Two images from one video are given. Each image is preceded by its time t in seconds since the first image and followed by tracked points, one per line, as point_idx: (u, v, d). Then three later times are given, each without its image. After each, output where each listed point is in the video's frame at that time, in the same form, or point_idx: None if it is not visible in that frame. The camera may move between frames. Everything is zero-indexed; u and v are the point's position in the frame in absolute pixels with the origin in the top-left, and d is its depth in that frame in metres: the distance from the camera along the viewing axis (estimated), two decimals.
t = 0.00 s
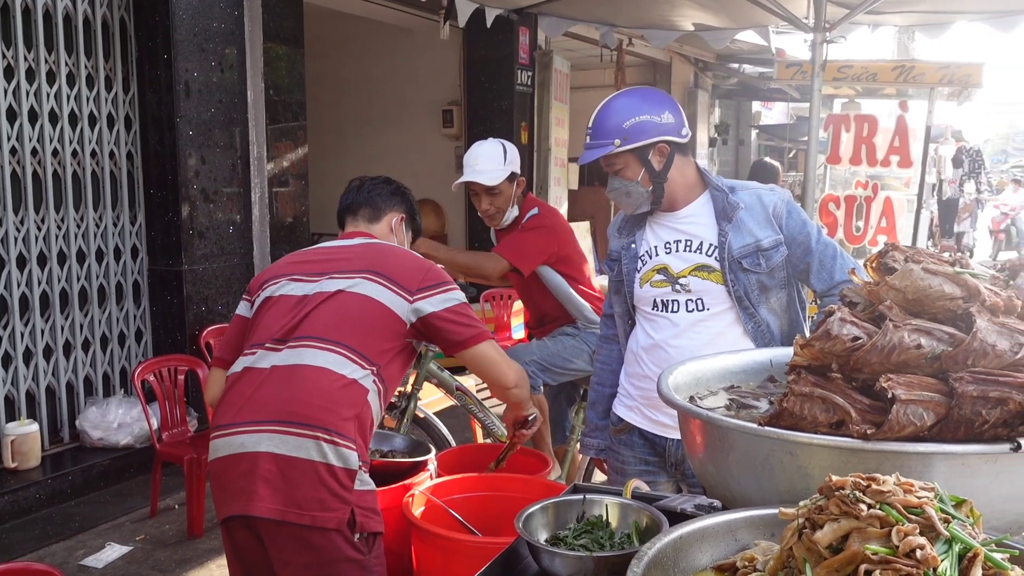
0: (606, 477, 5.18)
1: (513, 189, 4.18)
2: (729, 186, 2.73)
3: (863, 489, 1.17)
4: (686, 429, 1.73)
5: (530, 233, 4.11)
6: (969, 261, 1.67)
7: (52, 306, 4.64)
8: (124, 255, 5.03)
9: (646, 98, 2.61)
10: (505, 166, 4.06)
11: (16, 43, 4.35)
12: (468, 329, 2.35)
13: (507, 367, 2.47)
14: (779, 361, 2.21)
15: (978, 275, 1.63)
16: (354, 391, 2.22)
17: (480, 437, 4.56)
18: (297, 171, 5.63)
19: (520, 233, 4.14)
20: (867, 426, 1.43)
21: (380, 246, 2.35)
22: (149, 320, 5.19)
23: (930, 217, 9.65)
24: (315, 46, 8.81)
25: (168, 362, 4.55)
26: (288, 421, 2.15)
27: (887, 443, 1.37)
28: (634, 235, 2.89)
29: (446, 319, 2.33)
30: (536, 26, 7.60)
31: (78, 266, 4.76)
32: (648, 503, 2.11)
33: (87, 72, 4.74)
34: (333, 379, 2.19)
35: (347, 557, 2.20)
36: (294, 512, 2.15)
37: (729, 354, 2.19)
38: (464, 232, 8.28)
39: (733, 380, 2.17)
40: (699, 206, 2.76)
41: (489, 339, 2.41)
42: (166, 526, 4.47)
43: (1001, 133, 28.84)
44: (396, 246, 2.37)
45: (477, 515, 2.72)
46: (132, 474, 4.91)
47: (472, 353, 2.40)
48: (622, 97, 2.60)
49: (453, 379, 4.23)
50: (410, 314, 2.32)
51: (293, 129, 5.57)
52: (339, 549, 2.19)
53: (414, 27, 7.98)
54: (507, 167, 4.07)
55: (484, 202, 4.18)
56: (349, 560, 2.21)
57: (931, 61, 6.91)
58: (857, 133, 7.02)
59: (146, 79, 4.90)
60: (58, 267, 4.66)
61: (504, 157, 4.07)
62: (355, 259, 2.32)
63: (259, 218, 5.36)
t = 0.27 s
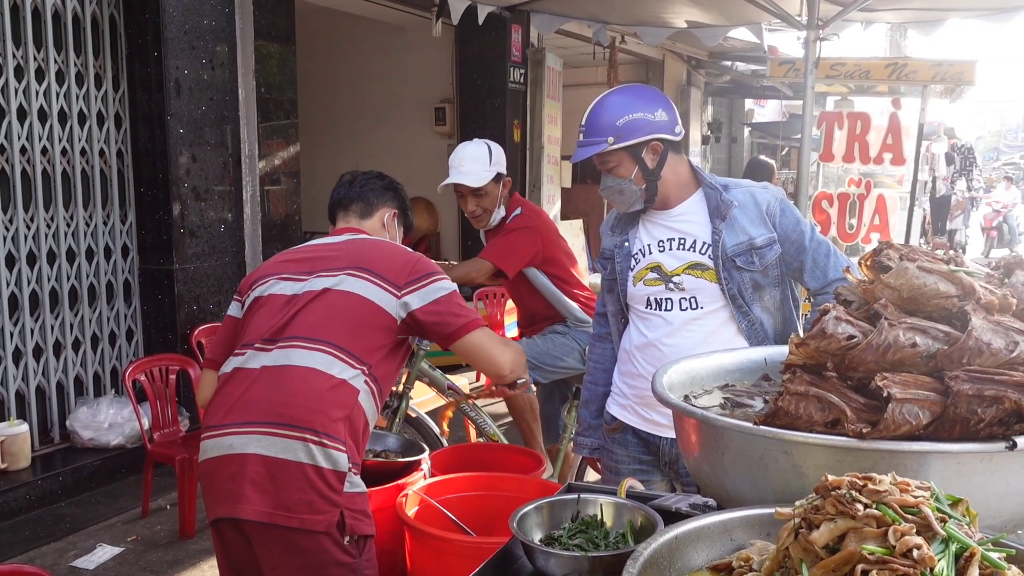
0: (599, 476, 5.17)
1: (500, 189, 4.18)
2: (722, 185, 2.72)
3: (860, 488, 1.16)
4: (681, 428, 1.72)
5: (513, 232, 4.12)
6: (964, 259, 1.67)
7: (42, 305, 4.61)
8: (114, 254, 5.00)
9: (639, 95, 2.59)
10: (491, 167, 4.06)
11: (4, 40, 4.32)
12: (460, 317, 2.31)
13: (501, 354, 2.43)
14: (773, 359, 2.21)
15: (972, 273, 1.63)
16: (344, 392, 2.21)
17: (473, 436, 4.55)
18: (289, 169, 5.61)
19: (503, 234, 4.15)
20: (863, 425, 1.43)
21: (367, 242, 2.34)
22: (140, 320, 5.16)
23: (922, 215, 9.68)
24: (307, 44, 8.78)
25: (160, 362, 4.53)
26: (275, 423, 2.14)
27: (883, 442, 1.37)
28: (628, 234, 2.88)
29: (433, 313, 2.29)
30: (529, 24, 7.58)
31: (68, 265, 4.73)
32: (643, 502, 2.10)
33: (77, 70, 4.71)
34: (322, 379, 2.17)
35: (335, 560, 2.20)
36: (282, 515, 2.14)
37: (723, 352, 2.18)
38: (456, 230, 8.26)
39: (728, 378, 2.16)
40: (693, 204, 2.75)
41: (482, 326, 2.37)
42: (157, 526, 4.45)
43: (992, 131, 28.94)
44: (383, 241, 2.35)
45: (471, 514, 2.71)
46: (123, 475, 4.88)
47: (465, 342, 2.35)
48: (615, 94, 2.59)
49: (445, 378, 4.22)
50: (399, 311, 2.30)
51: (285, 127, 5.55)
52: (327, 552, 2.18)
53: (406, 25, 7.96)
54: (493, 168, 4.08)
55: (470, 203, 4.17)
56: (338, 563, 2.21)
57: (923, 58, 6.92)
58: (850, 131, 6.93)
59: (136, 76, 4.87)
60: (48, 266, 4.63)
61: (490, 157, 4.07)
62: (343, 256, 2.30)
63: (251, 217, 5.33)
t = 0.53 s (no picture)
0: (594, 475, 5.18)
1: (490, 190, 4.20)
2: (717, 183, 2.73)
3: (856, 485, 1.16)
4: (678, 425, 1.72)
5: (503, 229, 4.11)
6: (958, 257, 1.67)
7: (36, 305, 4.60)
8: (108, 254, 4.99)
9: (636, 94, 2.60)
10: (479, 166, 4.07)
11: None
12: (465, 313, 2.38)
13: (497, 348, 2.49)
14: (769, 357, 2.21)
15: (967, 271, 1.63)
16: (343, 389, 2.20)
17: (468, 435, 4.55)
18: (284, 168, 5.60)
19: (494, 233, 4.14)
20: (859, 423, 1.43)
21: (362, 237, 2.34)
22: (134, 319, 5.15)
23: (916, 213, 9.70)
24: (301, 43, 8.77)
25: (155, 361, 4.52)
26: (271, 421, 2.14)
27: (878, 439, 1.37)
28: (622, 232, 2.88)
29: (440, 306, 2.33)
30: (524, 22, 7.59)
31: (62, 265, 4.71)
32: (639, 500, 2.10)
33: (71, 69, 4.69)
34: (320, 377, 2.17)
35: (331, 560, 2.20)
36: (277, 515, 2.13)
37: (719, 350, 2.18)
38: (451, 229, 8.25)
39: (724, 377, 2.16)
40: (688, 201, 2.75)
41: (483, 321, 2.44)
42: (153, 526, 4.45)
43: (987, 128, 29.01)
44: (379, 236, 2.36)
45: (468, 513, 2.71)
46: (118, 475, 4.86)
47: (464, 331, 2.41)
48: (611, 92, 2.60)
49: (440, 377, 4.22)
50: (399, 305, 2.31)
51: (280, 126, 5.54)
52: (322, 552, 2.18)
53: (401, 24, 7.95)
54: (481, 168, 4.10)
55: (459, 203, 4.18)
56: (333, 563, 2.21)
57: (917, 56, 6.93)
58: (845, 130, 7.05)
59: (131, 75, 4.86)
60: (43, 265, 4.62)
61: (479, 157, 4.08)
62: (338, 252, 2.30)
63: (246, 216, 5.32)
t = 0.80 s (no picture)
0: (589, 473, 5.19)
1: (479, 189, 4.21)
2: (712, 180, 2.74)
3: (851, 479, 1.17)
4: (673, 422, 1.73)
5: (495, 229, 4.12)
6: (953, 253, 1.68)
7: (31, 305, 4.59)
8: (104, 253, 4.98)
9: (631, 91, 2.61)
10: (469, 165, 4.08)
11: None
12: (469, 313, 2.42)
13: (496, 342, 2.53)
14: (764, 354, 2.21)
15: (962, 266, 1.64)
16: (349, 385, 2.22)
17: (464, 433, 4.55)
18: (279, 167, 5.60)
19: (486, 233, 4.15)
20: (854, 417, 1.44)
21: (364, 241, 2.34)
22: (130, 319, 5.14)
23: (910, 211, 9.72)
24: (296, 42, 8.76)
25: (151, 361, 4.51)
26: (284, 416, 2.14)
27: (873, 434, 1.38)
28: (617, 230, 2.89)
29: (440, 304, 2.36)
30: (518, 21, 7.58)
31: (57, 264, 4.71)
32: (636, 496, 2.11)
33: (65, 68, 4.68)
34: (327, 374, 2.19)
35: (343, 554, 2.20)
36: (293, 508, 2.14)
37: (714, 347, 2.19)
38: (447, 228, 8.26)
39: (719, 373, 2.17)
40: (683, 199, 2.77)
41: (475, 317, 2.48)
42: (149, 526, 4.44)
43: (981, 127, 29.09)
44: (380, 241, 2.37)
45: (465, 510, 2.71)
46: (114, 475, 4.84)
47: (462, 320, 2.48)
48: (606, 89, 2.60)
49: (436, 375, 4.22)
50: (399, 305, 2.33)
51: (275, 125, 5.54)
52: (335, 545, 2.18)
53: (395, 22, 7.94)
54: (471, 166, 4.10)
55: (448, 202, 4.19)
56: (344, 557, 2.20)
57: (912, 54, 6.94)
58: (839, 128, 6.99)
59: (125, 74, 4.85)
60: (38, 266, 4.62)
61: (468, 156, 4.08)
62: (339, 253, 2.31)
63: (241, 215, 5.31)
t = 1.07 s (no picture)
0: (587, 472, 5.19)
1: (471, 188, 4.21)
2: (711, 180, 2.74)
3: (850, 476, 1.17)
4: (673, 421, 1.73)
5: (490, 229, 4.12)
6: (951, 252, 1.68)
7: (28, 303, 4.59)
8: (101, 252, 4.97)
9: (630, 91, 2.61)
10: (463, 164, 4.08)
11: None
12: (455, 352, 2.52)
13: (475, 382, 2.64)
14: (763, 353, 2.21)
15: (961, 265, 1.64)
16: (349, 386, 2.23)
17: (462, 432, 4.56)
18: (277, 166, 5.60)
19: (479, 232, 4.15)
20: (853, 416, 1.44)
21: (378, 252, 2.38)
22: (127, 317, 5.13)
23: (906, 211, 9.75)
24: (294, 41, 8.76)
25: (148, 359, 4.51)
26: (289, 414, 2.13)
27: (873, 432, 1.38)
28: (616, 229, 2.89)
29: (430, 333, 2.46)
30: (516, 20, 7.58)
31: (54, 262, 4.70)
32: (634, 495, 2.11)
33: (63, 66, 4.68)
34: (329, 375, 2.19)
35: (338, 554, 2.20)
36: (289, 506, 2.13)
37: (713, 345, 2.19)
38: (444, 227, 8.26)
39: (718, 372, 2.17)
40: (682, 199, 2.77)
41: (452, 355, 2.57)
42: (146, 524, 4.44)
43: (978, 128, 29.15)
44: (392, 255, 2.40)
45: (463, 510, 2.71)
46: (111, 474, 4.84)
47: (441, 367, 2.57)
48: (605, 89, 2.60)
49: (433, 374, 4.22)
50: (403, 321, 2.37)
51: (273, 124, 5.54)
52: (330, 544, 2.18)
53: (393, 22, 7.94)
54: (464, 164, 4.10)
55: (442, 200, 4.19)
56: (338, 558, 2.21)
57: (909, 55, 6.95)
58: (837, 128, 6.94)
59: (123, 72, 4.85)
60: (36, 264, 4.61)
61: (462, 155, 4.09)
62: (351, 260, 2.34)
63: (238, 213, 5.31)
